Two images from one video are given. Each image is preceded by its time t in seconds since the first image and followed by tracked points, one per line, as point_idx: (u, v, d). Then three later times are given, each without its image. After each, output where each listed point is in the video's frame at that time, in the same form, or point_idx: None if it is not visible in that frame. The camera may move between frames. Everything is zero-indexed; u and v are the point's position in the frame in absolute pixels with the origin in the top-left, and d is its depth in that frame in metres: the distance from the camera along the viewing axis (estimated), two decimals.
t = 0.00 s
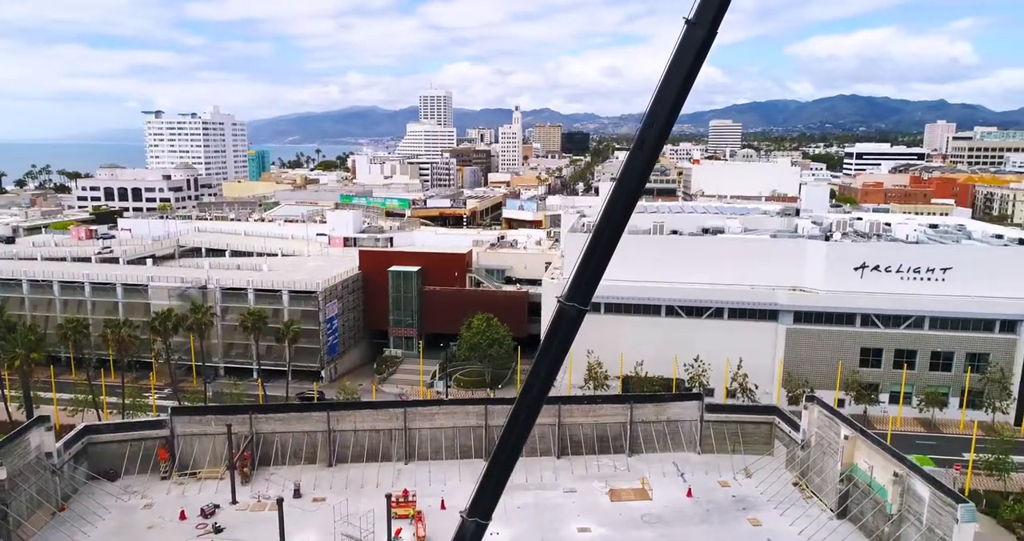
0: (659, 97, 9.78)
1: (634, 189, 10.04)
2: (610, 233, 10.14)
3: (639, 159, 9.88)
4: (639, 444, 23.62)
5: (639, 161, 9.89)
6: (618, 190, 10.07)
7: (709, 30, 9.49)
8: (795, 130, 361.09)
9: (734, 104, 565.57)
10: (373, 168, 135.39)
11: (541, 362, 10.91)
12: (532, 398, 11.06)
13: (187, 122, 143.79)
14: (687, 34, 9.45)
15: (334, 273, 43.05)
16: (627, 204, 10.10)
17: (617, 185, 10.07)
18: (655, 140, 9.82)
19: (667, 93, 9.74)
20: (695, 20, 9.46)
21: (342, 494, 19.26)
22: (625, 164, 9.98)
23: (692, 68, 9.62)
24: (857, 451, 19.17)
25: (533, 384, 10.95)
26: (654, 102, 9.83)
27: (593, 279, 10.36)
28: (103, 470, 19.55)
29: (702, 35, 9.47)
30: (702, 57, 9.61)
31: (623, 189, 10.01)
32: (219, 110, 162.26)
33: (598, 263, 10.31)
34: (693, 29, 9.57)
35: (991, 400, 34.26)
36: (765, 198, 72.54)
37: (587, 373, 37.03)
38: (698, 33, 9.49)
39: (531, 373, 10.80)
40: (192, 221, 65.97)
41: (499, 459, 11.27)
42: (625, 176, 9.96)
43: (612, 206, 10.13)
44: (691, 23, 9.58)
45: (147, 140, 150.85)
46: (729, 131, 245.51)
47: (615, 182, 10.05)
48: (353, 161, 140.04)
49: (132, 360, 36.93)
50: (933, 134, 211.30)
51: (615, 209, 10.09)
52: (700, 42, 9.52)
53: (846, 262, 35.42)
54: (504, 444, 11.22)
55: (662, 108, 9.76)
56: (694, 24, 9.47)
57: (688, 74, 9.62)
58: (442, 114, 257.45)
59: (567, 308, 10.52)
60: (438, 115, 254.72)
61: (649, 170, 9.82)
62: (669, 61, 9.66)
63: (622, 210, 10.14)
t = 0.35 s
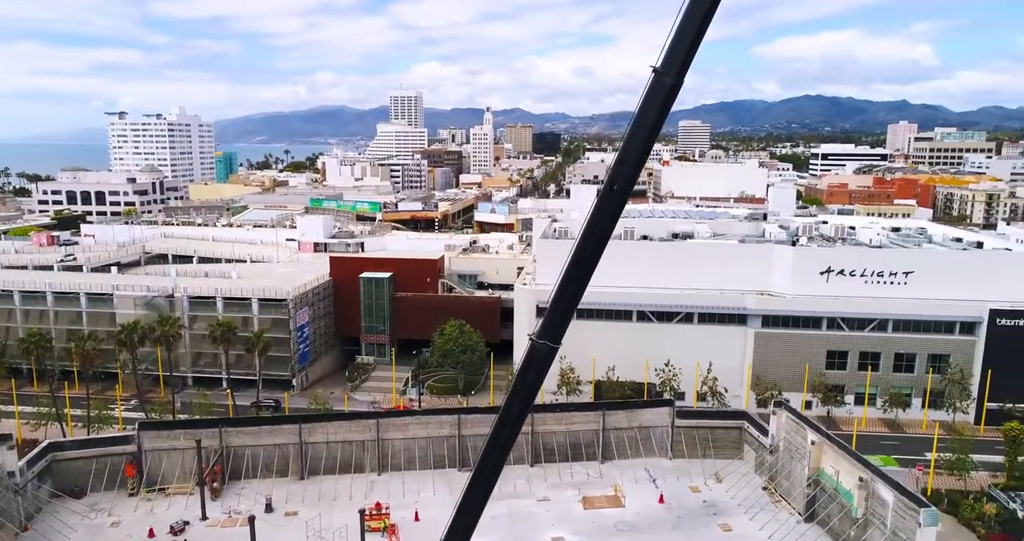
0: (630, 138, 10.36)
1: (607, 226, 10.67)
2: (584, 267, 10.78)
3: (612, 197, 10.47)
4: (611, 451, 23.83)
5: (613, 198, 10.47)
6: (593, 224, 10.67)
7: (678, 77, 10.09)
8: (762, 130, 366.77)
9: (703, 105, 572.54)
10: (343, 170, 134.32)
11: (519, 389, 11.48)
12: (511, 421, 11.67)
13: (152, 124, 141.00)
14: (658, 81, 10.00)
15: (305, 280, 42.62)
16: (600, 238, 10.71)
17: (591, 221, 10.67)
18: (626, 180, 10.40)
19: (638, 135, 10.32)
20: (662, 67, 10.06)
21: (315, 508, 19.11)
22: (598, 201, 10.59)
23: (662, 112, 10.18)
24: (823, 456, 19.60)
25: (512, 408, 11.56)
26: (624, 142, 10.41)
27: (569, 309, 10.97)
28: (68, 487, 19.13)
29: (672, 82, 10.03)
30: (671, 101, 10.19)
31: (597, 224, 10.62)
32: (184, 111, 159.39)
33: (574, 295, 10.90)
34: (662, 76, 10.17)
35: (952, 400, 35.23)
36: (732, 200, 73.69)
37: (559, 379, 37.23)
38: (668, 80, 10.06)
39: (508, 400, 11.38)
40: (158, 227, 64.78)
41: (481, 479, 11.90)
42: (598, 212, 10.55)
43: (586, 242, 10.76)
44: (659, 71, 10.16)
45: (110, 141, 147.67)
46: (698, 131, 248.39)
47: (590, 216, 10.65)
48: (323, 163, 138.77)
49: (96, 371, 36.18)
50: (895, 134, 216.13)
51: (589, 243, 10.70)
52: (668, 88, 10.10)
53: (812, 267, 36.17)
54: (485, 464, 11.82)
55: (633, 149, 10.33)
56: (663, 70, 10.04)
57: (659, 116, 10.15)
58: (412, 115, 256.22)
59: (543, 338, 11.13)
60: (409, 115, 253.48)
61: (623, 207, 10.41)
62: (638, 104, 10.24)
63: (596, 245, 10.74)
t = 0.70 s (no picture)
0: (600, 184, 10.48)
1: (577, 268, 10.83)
2: (553, 310, 10.92)
3: (582, 240, 10.63)
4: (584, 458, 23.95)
5: (584, 244, 10.60)
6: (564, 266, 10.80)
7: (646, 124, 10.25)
8: (730, 130, 371.56)
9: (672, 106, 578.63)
10: (312, 173, 133.05)
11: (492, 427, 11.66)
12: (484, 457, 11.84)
13: (115, 125, 137.92)
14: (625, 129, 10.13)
15: (274, 287, 42.13)
16: (572, 279, 10.85)
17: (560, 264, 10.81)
18: (596, 225, 10.57)
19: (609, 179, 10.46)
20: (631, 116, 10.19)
21: (287, 522, 18.88)
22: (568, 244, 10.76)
23: (631, 158, 10.31)
24: (791, 461, 19.94)
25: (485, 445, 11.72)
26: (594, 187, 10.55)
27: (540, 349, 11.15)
28: (32, 506, 18.71)
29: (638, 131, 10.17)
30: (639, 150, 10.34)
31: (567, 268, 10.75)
32: (148, 112, 156.19)
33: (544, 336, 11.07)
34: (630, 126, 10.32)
35: (914, 401, 36.21)
36: (701, 202, 74.58)
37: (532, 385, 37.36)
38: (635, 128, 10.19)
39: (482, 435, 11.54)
40: (122, 233, 63.48)
41: (457, 512, 12.01)
42: (566, 255, 10.69)
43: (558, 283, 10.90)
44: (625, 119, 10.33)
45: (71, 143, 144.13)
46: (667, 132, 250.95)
47: (558, 260, 10.80)
48: (292, 166, 137.12)
49: (60, 383, 35.37)
50: (859, 135, 220.63)
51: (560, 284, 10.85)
52: (636, 136, 10.22)
53: (779, 271, 36.85)
54: (460, 497, 11.92)
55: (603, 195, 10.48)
56: (630, 119, 10.18)
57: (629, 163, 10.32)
58: (382, 115, 254.53)
59: (515, 377, 11.36)
60: (379, 116, 251.78)
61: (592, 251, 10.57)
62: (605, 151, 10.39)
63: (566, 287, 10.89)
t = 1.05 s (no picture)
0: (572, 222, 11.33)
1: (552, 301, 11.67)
2: (528, 344, 11.83)
3: (554, 280, 11.51)
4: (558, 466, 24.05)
5: (556, 279, 11.48)
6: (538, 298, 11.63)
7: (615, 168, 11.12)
8: (699, 131, 375.98)
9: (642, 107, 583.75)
10: (281, 175, 131.51)
11: (472, 447, 12.46)
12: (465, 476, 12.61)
13: (76, 126, 134.51)
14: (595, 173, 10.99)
15: (243, 295, 41.53)
16: (547, 310, 11.65)
17: (536, 296, 11.65)
18: (568, 265, 11.47)
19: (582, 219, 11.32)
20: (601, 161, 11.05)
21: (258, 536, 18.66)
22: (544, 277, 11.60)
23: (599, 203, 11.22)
24: (760, 467, 20.27)
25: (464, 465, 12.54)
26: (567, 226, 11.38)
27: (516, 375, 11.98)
28: None
29: (608, 176, 11.04)
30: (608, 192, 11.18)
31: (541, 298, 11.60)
32: (111, 113, 152.69)
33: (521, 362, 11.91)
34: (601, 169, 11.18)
35: (878, 402, 36.99)
36: (671, 204, 75.44)
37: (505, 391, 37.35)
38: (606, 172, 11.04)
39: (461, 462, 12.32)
40: (85, 239, 62.01)
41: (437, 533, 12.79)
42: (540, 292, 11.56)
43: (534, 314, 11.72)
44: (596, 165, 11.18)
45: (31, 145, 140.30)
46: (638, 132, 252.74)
47: (534, 295, 11.62)
48: (260, 168, 135.14)
49: (21, 396, 34.52)
50: (824, 135, 224.81)
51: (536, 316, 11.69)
52: (607, 181, 11.10)
53: (747, 276, 37.37)
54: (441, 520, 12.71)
55: (575, 234, 11.32)
56: (600, 167, 11.08)
57: (600, 206, 11.21)
58: (352, 116, 252.05)
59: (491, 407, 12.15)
60: (348, 116, 249.31)
61: (567, 286, 11.34)
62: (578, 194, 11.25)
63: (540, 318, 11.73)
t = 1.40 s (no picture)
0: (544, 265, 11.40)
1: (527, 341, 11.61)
2: (502, 387, 11.74)
3: (526, 324, 11.48)
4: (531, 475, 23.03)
5: (529, 322, 11.47)
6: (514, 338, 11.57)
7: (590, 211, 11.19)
8: (670, 130, 380.02)
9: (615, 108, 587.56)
10: (251, 178, 129.74)
11: (444, 495, 12.12)
12: (437, 524, 12.16)
13: (38, 128, 131.66)
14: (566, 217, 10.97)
15: (213, 304, 40.95)
16: (520, 352, 11.61)
17: (509, 341, 11.60)
18: (541, 308, 11.49)
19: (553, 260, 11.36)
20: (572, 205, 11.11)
21: None
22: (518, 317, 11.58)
23: (571, 247, 11.26)
24: (731, 474, 20.36)
25: (436, 516, 12.11)
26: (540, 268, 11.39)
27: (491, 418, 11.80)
28: None
29: (581, 219, 11.10)
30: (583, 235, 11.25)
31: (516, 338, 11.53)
32: (76, 114, 149.68)
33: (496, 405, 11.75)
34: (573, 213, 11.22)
35: (846, 404, 37.71)
36: (642, 207, 76.18)
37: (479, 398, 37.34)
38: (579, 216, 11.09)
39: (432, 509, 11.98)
40: (50, 246, 60.78)
41: None
42: (514, 335, 11.52)
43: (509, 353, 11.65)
44: (569, 208, 11.22)
45: None
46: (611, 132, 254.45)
47: (507, 338, 11.59)
48: (230, 170, 133.50)
49: None
50: (793, 136, 228.68)
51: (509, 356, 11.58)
52: (578, 225, 11.17)
53: (718, 282, 37.92)
54: None
55: (548, 276, 11.41)
56: (572, 212, 11.15)
57: (573, 249, 11.24)
58: (323, 116, 250.00)
59: (464, 453, 11.91)
60: (319, 116, 247.20)
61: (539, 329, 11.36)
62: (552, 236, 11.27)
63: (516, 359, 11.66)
